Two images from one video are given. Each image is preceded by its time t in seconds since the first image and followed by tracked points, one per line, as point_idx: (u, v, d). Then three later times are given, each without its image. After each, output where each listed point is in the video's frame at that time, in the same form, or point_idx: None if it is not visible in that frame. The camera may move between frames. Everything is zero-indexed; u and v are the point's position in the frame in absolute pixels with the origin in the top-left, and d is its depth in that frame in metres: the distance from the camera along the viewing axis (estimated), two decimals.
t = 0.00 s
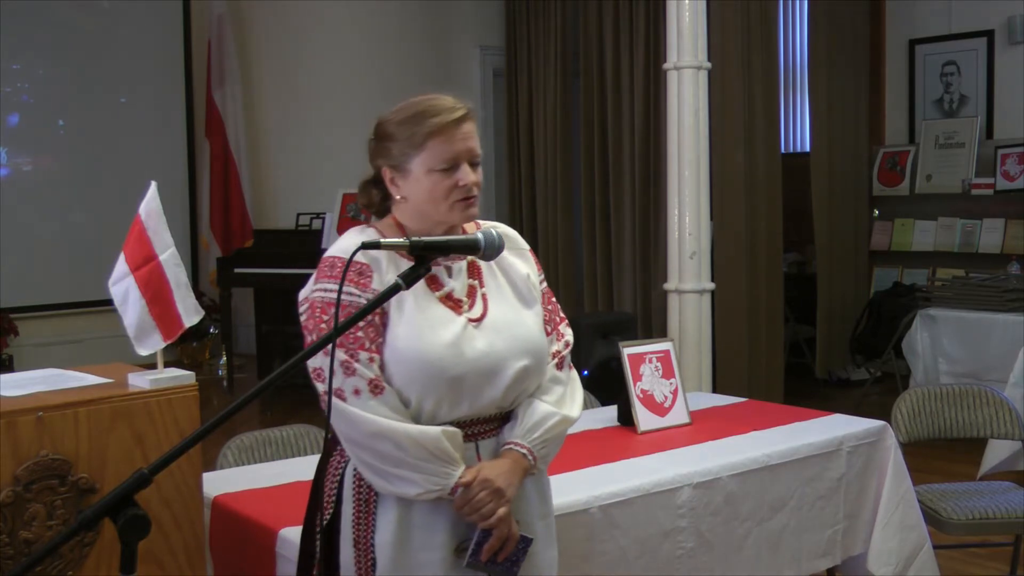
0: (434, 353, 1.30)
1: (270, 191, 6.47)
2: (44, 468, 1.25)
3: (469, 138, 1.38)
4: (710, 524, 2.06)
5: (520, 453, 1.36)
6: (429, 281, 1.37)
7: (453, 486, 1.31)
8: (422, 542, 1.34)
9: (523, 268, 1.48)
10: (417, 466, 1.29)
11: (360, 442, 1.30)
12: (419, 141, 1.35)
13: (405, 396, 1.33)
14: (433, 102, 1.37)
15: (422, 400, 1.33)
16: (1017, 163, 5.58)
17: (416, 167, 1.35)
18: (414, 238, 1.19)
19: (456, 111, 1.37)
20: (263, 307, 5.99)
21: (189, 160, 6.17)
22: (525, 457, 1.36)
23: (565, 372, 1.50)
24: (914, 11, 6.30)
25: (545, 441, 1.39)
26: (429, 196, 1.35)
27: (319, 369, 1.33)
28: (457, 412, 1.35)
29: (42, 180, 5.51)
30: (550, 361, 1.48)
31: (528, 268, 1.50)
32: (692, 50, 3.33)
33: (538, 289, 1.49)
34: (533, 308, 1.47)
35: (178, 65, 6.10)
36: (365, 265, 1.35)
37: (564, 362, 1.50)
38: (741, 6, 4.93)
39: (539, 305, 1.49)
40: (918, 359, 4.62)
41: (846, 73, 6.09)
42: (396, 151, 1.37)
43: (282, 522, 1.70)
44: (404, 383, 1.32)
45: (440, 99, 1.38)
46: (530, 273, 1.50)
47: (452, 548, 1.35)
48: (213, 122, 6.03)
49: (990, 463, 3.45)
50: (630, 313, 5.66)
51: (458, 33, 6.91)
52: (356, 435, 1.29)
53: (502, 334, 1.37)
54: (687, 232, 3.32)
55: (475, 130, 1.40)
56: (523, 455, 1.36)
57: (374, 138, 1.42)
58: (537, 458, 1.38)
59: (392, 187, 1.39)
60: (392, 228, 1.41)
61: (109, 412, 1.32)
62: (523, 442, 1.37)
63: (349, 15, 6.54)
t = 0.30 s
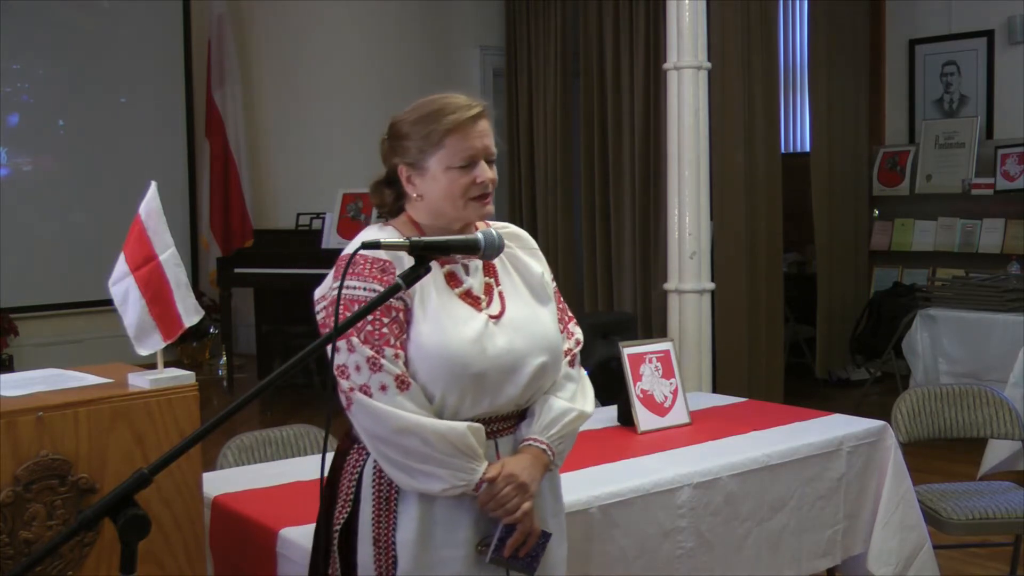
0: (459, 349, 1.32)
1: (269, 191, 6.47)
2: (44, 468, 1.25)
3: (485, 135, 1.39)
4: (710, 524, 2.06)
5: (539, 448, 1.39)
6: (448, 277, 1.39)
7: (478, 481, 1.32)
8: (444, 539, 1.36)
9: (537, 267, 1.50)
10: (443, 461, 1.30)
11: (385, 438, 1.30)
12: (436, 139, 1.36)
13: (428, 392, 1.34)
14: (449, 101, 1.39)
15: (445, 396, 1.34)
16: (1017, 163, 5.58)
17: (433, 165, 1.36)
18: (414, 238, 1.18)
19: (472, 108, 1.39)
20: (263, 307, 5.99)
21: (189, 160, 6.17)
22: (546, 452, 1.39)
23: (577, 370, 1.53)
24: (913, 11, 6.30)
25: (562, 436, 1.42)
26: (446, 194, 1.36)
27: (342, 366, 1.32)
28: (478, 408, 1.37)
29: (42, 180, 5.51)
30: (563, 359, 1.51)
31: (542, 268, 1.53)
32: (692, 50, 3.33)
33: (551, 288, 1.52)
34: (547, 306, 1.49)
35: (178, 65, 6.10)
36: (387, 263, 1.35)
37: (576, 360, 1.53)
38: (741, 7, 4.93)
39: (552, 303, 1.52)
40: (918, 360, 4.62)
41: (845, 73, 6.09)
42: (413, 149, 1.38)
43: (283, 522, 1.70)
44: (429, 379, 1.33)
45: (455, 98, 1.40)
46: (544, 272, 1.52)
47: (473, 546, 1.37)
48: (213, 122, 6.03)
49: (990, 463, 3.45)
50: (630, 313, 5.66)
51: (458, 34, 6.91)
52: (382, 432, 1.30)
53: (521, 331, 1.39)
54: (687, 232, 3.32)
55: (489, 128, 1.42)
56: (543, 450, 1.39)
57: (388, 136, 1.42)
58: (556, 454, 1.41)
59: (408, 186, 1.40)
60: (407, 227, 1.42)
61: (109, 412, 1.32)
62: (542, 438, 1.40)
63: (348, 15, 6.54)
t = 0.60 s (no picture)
0: (466, 347, 1.33)
1: (270, 191, 6.47)
2: (44, 468, 1.24)
3: (494, 134, 1.41)
4: (710, 524, 2.06)
5: (547, 448, 1.39)
6: (457, 276, 1.40)
7: (483, 480, 1.32)
8: (450, 537, 1.36)
9: (548, 268, 1.51)
10: (449, 459, 1.30)
11: (391, 435, 1.31)
12: (445, 138, 1.38)
13: (436, 390, 1.34)
14: (458, 100, 1.41)
15: (452, 394, 1.34)
16: (1017, 163, 5.58)
17: (443, 163, 1.38)
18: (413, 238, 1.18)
19: (481, 108, 1.41)
20: (263, 307, 5.99)
21: (189, 160, 6.18)
22: (553, 452, 1.39)
23: (588, 370, 1.53)
24: (913, 11, 6.30)
25: (570, 436, 1.42)
26: (456, 192, 1.38)
27: (350, 363, 1.33)
28: (486, 407, 1.37)
29: (42, 180, 5.51)
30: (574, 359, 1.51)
31: (552, 268, 1.53)
32: (692, 50, 3.33)
33: (562, 288, 1.53)
34: (557, 306, 1.50)
35: (178, 65, 6.10)
36: (395, 261, 1.36)
37: (587, 360, 1.53)
38: (741, 7, 4.92)
39: (563, 304, 1.52)
40: (918, 359, 4.62)
41: (845, 73, 6.09)
42: (423, 149, 1.40)
43: (282, 522, 1.70)
44: (436, 377, 1.33)
45: (464, 98, 1.42)
46: (554, 273, 1.53)
47: (479, 544, 1.37)
48: (213, 122, 6.03)
49: (990, 463, 3.45)
50: (630, 313, 5.65)
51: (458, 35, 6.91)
52: (388, 429, 1.30)
53: (529, 330, 1.40)
54: (687, 232, 3.32)
55: (499, 127, 1.44)
56: (550, 450, 1.39)
57: (399, 137, 1.45)
58: (564, 454, 1.41)
59: (419, 186, 1.42)
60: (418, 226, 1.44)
61: (109, 412, 1.32)
62: (549, 438, 1.40)
63: (348, 15, 6.54)
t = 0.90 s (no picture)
0: (473, 344, 1.33)
1: (270, 191, 6.47)
2: (44, 468, 1.24)
3: (503, 132, 1.42)
4: (710, 524, 2.06)
5: (554, 446, 1.39)
6: (464, 276, 1.40)
7: (492, 477, 1.33)
8: (460, 535, 1.36)
9: (555, 267, 1.51)
10: (458, 457, 1.31)
11: (399, 433, 1.31)
12: (456, 137, 1.38)
13: (444, 388, 1.35)
14: (466, 99, 1.42)
15: (460, 393, 1.35)
16: (1017, 163, 5.58)
17: (455, 162, 1.39)
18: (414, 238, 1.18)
19: (490, 106, 1.42)
20: (263, 307, 6.00)
21: (189, 159, 6.18)
22: (560, 451, 1.39)
23: (594, 369, 1.54)
24: (913, 12, 6.30)
25: (578, 434, 1.42)
26: (470, 190, 1.39)
27: (358, 362, 1.33)
28: (494, 405, 1.38)
29: (42, 180, 5.51)
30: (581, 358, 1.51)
31: (559, 267, 1.54)
32: (692, 50, 3.33)
33: (569, 286, 1.53)
34: (564, 304, 1.50)
35: (178, 65, 6.10)
36: (403, 260, 1.37)
37: (593, 359, 1.53)
38: (741, 8, 4.93)
39: (570, 302, 1.52)
40: (918, 360, 4.62)
41: (845, 73, 6.09)
42: (434, 149, 1.40)
43: (283, 521, 1.70)
44: (444, 375, 1.34)
45: (472, 96, 1.43)
46: (561, 271, 1.53)
47: (489, 540, 1.37)
48: (213, 121, 6.03)
49: (990, 463, 3.45)
50: (630, 313, 5.66)
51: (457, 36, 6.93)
52: (396, 428, 1.30)
53: (537, 328, 1.40)
54: (687, 232, 3.32)
55: (506, 125, 1.45)
56: (557, 449, 1.39)
57: (406, 139, 1.45)
58: (571, 452, 1.41)
59: (430, 186, 1.42)
60: (428, 227, 1.44)
61: (109, 412, 1.32)
62: (557, 436, 1.40)
63: (348, 15, 6.54)
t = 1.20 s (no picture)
0: (482, 347, 1.33)
1: (270, 191, 6.46)
2: (44, 468, 1.24)
3: (517, 136, 1.43)
4: (710, 525, 2.06)
5: (560, 452, 1.40)
6: (471, 279, 1.40)
7: (500, 481, 1.33)
8: (466, 536, 1.36)
9: (560, 270, 1.52)
10: (467, 460, 1.31)
11: (408, 435, 1.31)
12: (473, 141, 1.39)
13: (453, 389, 1.34)
14: (480, 102, 1.42)
15: (469, 394, 1.34)
16: (1017, 163, 5.58)
17: (470, 166, 1.39)
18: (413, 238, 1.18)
19: (505, 110, 1.42)
20: (263, 307, 6.00)
21: (189, 159, 6.18)
22: (565, 456, 1.40)
23: (598, 371, 1.54)
24: (914, 11, 6.30)
25: (583, 439, 1.42)
26: (484, 194, 1.39)
27: (369, 362, 1.33)
28: (502, 407, 1.38)
29: (42, 180, 5.52)
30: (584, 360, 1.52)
31: (563, 270, 1.54)
32: (692, 50, 3.33)
33: (573, 289, 1.53)
34: (568, 307, 1.50)
35: (178, 65, 6.10)
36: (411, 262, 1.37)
37: (597, 361, 1.54)
38: (741, 9, 4.93)
39: (574, 304, 1.53)
40: (918, 360, 4.62)
41: (846, 72, 6.09)
42: (448, 152, 1.40)
43: (284, 521, 1.70)
44: (453, 377, 1.33)
45: (486, 100, 1.43)
46: (565, 274, 1.53)
47: (496, 544, 1.37)
48: (213, 121, 6.03)
49: (990, 463, 3.45)
50: (630, 313, 5.65)
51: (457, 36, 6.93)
52: (405, 430, 1.30)
53: (544, 331, 1.40)
54: (687, 232, 3.32)
55: (519, 129, 1.45)
56: (563, 454, 1.40)
57: (419, 141, 1.45)
58: (576, 457, 1.42)
59: (442, 189, 1.42)
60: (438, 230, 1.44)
61: (109, 412, 1.32)
62: (562, 441, 1.41)
63: (349, 15, 6.54)
